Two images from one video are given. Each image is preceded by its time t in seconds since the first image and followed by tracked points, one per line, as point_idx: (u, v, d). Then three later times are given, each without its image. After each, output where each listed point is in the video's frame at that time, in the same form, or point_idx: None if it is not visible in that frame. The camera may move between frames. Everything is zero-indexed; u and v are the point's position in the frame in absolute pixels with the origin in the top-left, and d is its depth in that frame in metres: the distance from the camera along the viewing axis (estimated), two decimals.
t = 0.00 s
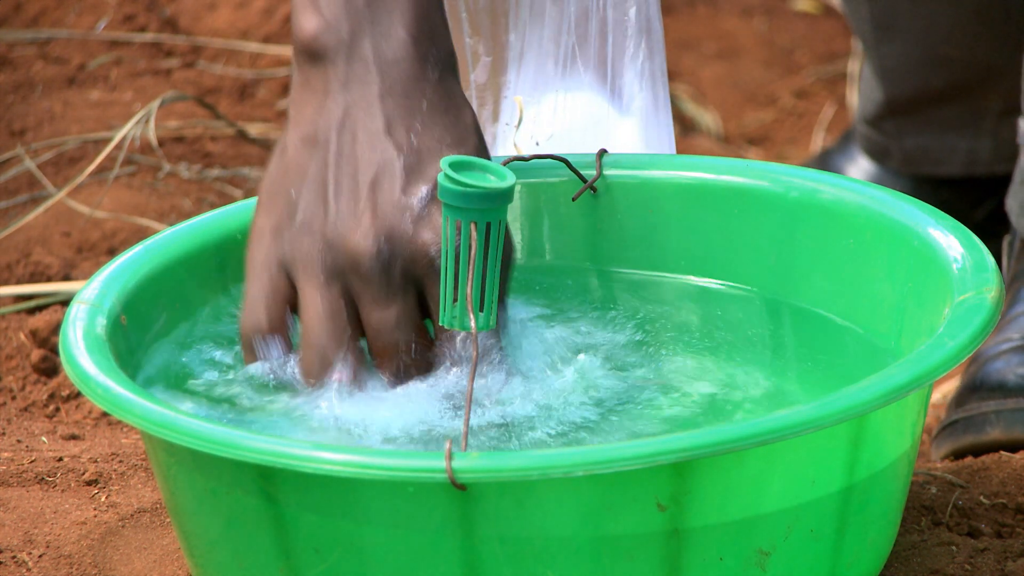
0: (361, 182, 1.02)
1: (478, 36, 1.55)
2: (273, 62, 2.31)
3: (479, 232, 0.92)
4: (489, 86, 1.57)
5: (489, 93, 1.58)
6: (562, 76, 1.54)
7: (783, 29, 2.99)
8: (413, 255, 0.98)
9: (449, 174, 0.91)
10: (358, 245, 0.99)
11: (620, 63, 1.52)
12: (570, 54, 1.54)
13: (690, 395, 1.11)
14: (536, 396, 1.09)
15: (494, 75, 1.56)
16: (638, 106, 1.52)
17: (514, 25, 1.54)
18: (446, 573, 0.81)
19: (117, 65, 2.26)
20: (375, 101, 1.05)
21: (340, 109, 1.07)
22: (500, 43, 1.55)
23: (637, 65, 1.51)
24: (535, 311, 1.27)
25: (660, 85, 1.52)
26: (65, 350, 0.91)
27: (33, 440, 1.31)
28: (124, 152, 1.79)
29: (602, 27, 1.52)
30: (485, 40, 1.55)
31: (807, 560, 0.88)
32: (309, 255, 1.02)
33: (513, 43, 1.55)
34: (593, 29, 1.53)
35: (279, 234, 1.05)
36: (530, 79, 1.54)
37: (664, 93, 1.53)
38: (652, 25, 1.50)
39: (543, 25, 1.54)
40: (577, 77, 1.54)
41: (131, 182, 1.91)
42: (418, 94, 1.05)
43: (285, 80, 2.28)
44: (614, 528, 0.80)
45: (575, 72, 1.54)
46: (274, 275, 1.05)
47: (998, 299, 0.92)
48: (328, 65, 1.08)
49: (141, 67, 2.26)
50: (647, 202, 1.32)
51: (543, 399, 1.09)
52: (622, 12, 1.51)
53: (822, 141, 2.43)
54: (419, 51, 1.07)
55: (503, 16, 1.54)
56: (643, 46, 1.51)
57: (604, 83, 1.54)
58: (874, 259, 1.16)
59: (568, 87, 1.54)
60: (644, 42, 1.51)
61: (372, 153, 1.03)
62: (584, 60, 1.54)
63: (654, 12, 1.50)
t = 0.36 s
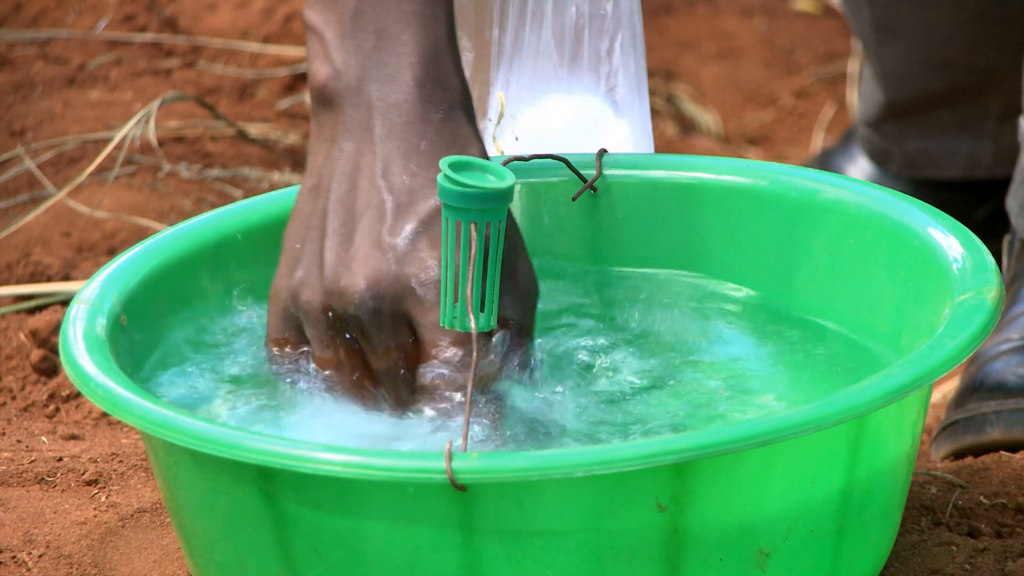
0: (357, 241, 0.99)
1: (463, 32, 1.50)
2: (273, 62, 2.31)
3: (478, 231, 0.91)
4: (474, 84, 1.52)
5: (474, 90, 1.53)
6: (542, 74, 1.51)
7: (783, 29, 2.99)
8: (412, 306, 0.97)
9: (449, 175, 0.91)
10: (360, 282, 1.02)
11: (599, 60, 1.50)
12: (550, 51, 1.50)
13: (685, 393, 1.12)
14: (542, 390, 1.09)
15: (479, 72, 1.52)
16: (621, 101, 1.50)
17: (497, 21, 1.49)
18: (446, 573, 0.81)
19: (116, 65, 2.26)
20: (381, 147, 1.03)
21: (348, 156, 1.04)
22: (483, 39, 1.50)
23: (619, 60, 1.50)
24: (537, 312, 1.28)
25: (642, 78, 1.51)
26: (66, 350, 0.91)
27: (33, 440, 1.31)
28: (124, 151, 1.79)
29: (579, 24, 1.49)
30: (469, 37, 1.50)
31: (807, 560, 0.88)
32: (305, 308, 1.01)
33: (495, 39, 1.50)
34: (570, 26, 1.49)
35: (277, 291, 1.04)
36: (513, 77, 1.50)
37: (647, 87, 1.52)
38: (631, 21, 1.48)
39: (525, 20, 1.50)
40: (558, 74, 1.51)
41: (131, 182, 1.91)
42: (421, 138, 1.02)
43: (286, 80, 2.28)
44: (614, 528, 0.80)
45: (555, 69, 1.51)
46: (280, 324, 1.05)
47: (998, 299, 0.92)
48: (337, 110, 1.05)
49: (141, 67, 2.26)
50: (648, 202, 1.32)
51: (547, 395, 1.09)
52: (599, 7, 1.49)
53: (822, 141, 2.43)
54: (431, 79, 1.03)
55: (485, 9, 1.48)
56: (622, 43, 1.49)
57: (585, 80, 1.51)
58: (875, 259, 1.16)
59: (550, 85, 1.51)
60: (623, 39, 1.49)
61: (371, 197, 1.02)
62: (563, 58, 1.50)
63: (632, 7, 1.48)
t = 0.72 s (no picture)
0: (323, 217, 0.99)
1: (464, 22, 1.49)
2: (273, 62, 2.31)
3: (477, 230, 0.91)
4: (477, 71, 1.53)
5: (478, 77, 1.53)
6: (537, 65, 1.50)
7: (783, 29, 2.99)
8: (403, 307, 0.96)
9: (449, 175, 0.90)
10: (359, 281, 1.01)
11: (591, 48, 1.49)
12: (542, 43, 1.49)
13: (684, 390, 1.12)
14: (533, 389, 1.10)
15: (483, 60, 1.53)
16: (618, 80, 1.50)
17: (500, 10, 1.48)
18: (446, 572, 0.81)
19: (117, 64, 2.26)
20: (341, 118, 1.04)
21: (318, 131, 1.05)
22: (485, 27, 1.50)
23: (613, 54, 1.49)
24: (537, 313, 1.28)
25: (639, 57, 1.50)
26: (66, 349, 0.91)
27: (33, 440, 1.31)
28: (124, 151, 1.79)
29: (566, 13, 1.49)
30: (471, 26, 1.50)
31: (806, 560, 0.88)
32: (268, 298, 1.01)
33: (499, 28, 1.49)
34: (559, 17, 1.49)
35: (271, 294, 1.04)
36: (514, 67, 1.50)
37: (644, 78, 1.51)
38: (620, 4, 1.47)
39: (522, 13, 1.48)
40: (552, 64, 1.50)
41: (131, 182, 1.91)
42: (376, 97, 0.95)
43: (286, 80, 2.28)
44: (614, 528, 0.80)
45: (548, 59, 1.50)
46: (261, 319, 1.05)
47: (998, 299, 0.92)
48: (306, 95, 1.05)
49: (141, 67, 2.26)
50: (648, 201, 1.33)
51: (543, 393, 1.09)
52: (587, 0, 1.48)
53: (823, 141, 2.43)
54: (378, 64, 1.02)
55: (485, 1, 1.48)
56: (612, 27, 1.48)
57: (578, 69, 1.50)
58: (875, 259, 1.16)
59: (546, 76, 1.50)
60: (612, 24, 1.48)
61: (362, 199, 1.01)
62: (555, 48, 1.50)
63: None
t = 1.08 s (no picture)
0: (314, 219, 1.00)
1: (466, 27, 1.50)
2: (273, 62, 2.31)
3: (478, 232, 0.91)
4: (480, 77, 1.53)
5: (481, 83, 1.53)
6: (542, 68, 1.50)
7: (783, 29, 2.99)
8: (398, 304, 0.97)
9: (449, 176, 0.90)
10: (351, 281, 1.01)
11: (595, 51, 1.49)
12: (546, 47, 1.50)
13: (681, 391, 1.12)
14: (531, 390, 1.10)
15: (484, 65, 1.53)
16: (620, 85, 1.48)
17: (502, 16, 1.50)
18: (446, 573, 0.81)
19: (116, 64, 2.26)
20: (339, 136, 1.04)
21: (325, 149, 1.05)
22: (488, 33, 1.51)
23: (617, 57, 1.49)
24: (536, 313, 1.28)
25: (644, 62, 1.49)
26: (67, 350, 0.91)
27: (33, 440, 1.31)
28: (125, 151, 1.79)
29: (571, 18, 1.49)
30: (474, 31, 1.50)
31: (806, 561, 0.88)
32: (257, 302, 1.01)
33: (500, 34, 1.50)
34: (564, 22, 1.49)
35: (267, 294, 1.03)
36: (517, 71, 1.51)
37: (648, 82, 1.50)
38: (625, 8, 1.46)
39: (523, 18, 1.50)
40: (558, 68, 1.50)
41: (131, 182, 1.91)
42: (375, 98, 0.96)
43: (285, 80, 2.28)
44: (613, 528, 0.80)
45: (553, 63, 1.50)
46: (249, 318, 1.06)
47: (998, 300, 0.92)
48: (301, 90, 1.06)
49: (141, 67, 2.26)
50: (648, 201, 1.33)
51: (539, 394, 1.09)
52: (591, 5, 1.48)
53: (823, 141, 2.43)
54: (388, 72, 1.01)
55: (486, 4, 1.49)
56: (617, 31, 1.48)
57: (583, 72, 1.50)
58: (875, 259, 1.16)
59: (550, 79, 1.50)
60: (618, 27, 1.48)
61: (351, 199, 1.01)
62: (560, 51, 1.50)
63: None
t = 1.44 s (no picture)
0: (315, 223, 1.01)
1: (466, 33, 1.50)
2: (273, 62, 2.32)
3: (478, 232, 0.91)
4: (479, 83, 1.53)
5: (480, 89, 1.53)
6: (544, 74, 1.50)
7: (783, 29, 3.00)
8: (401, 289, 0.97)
9: (449, 175, 0.90)
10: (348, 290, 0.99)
11: (598, 59, 1.49)
12: (550, 52, 1.49)
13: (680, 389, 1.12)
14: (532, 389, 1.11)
15: (483, 70, 1.52)
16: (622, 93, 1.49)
17: (502, 23, 1.50)
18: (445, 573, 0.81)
19: (116, 64, 2.26)
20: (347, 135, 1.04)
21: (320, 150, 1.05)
22: (487, 39, 1.51)
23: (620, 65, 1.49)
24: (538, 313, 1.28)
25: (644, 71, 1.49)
26: (67, 350, 0.91)
27: (33, 440, 1.31)
28: (125, 151, 1.79)
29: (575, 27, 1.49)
30: (474, 37, 1.50)
31: (806, 560, 0.88)
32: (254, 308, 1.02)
33: (501, 40, 1.50)
34: (570, 31, 1.49)
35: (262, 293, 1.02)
36: (515, 77, 1.50)
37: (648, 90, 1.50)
38: (630, 16, 1.47)
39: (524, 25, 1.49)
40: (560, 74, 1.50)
41: (131, 182, 1.91)
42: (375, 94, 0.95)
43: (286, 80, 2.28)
44: (613, 528, 0.80)
45: (560, 69, 1.50)
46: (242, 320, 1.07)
47: (998, 299, 0.92)
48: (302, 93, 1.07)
49: (141, 67, 2.26)
50: (648, 201, 1.33)
51: (540, 395, 1.09)
52: (598, 13, 1.48)
53: (823, 141, 2.42)
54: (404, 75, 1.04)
55: (488, 11, 1.49)
56: (621, 40, 1.48)
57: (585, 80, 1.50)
58: (875, 259, 1.16)
59: (551, 85, 1.50)
60: (622, 36, 1.48)
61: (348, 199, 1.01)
62: (562, 58, 1.50)
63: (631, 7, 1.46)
